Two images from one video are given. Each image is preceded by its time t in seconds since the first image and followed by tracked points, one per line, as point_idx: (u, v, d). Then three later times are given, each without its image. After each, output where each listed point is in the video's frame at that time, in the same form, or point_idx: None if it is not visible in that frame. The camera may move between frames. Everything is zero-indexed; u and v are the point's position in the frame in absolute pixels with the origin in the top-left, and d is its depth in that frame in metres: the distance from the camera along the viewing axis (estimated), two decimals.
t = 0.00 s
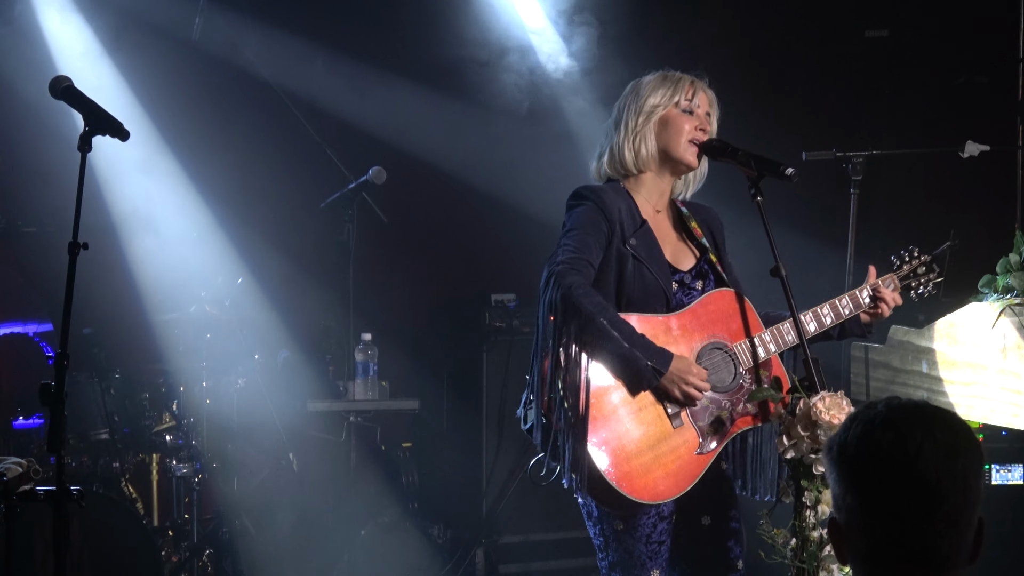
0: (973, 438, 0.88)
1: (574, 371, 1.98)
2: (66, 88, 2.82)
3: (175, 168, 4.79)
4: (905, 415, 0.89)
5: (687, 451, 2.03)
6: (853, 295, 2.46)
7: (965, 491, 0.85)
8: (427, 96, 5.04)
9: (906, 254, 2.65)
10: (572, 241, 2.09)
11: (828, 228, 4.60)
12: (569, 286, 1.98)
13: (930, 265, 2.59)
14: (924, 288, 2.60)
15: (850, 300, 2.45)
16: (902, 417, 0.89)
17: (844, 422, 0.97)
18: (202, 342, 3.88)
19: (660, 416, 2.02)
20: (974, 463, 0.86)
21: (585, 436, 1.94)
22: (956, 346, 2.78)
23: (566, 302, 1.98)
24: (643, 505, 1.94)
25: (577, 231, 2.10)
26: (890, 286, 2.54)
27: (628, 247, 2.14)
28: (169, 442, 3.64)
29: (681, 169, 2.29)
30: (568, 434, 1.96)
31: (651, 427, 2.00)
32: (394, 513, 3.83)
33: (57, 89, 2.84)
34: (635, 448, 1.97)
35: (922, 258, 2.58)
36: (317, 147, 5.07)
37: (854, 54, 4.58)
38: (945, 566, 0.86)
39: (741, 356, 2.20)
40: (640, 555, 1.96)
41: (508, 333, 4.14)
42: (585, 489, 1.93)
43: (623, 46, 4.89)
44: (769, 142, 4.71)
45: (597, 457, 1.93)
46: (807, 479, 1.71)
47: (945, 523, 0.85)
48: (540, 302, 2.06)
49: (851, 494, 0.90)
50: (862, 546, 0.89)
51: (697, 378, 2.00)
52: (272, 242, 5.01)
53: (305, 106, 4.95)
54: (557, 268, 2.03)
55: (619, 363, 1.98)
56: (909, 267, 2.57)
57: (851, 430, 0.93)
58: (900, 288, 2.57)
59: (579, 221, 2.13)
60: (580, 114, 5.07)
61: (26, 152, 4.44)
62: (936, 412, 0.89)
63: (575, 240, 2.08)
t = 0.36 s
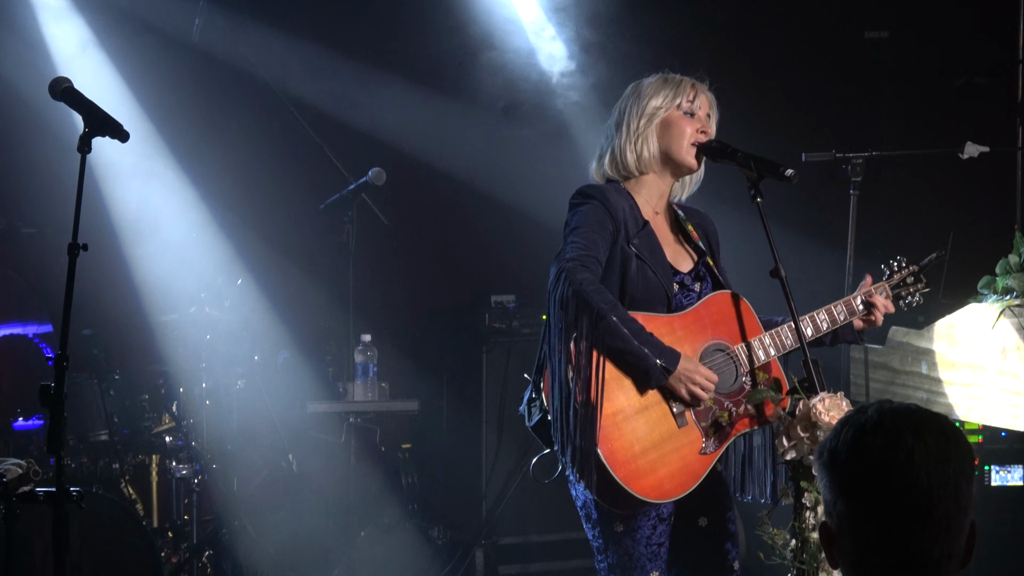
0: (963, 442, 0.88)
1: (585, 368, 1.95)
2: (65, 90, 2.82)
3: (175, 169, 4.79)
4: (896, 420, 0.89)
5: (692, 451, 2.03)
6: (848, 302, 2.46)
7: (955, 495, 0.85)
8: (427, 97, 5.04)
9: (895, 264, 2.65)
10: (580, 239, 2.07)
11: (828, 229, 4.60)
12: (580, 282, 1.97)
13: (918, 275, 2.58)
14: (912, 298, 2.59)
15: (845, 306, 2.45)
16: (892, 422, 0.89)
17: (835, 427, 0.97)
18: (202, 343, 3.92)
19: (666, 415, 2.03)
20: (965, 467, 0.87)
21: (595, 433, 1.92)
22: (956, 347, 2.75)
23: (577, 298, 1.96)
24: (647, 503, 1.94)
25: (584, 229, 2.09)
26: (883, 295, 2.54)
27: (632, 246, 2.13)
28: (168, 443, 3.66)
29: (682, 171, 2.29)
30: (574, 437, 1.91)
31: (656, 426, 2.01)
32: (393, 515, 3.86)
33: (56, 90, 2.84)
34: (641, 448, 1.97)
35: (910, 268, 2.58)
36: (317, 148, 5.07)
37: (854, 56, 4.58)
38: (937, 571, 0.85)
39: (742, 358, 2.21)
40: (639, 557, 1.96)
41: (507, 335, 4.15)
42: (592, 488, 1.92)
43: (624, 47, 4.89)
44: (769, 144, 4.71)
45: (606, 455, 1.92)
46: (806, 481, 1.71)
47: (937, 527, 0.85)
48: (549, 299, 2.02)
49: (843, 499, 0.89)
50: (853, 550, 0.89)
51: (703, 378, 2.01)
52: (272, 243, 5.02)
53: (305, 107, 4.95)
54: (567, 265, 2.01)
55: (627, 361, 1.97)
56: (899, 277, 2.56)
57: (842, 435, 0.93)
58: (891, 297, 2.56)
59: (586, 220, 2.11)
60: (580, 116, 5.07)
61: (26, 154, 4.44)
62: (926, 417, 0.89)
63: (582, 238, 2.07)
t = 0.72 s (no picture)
0: (964, 443, 0.88)
1: (583, 368, 1.95)
2: (65, 91, 2.81)
3: (175, 171, 4.79)
4: (897, 420, 0.89)
5: (691, 453, 2.03)
6: (848, 302, 2.45)
7: (956, 496, 0.85)
8: (426, 98, 5.04)
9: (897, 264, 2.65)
10: (579, 240, 2.07)
11: (828, 230, 4.60)
12: (578, 282, 1.97)
13: (920, 276, 2.58)
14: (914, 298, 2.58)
15: (845, 307, 2.45)
16: (893, 422, 0.89)
17: (836, 428, 0.97)
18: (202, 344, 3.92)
19: (664, 416, 2.03)
20: (966, 467, 0.87)
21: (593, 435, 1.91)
22: (955, 348, 2.75)
23: (575, 299, 1.97)
24: (645, 505, 1.94)
25: (583, 230, 2.09)
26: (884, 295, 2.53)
27: (632, 247, 2.13)
28: (168, 444, 3.66)
29: (684, 173, 2.28)
30: (576, 437, 1.91)
31: (655, 427, 2.01)
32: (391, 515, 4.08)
33: (55, 91, 2.83)
34: (640, 449, 1.97)
35: (912, 269, 2.57)
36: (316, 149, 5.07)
37: (855, 56, 4.58)
38: (937, 571, 0.86)
39: (740, 359, 2.21)
40: (639, 558, 1.96)
41: (507, 336, 4.14)
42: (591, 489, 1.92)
43: (624, 48, 4.89)
44: (769, 144, 4.70)
45: (603, 457, 1.92)
46: (806, 482, 1.71)
47: (938, 528, 0.85)
48: (547, 301, 2.02)
49: (844, 500, 0.89)
50: (854, 551, 0.89)
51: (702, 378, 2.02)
52: (271, 243, 5.01)
53: (305, 108, 4.95)
54: (566, 266, 2.02)
55: (625, 361, 1.98)
56: (900, 277, 2.56)
57: (843, 436, 0.93)
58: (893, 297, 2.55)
59: (586, 221, 2.11)
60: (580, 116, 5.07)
61: (26, 155, 4.44)
62: (928, 417, 0.89)
63: (582, 239, 2.07)
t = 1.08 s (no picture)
0: (968, 445, 0.88)
1: (576, 371, 1.95)
2: (65, 92, 2.81)
3: (175, 172, 4.79)
4: (900, 422, 0.89)
5: (688, 454, 2.03)
6: (850, 303, 2.46)
7: (960, 497, 0.85)
8: (426, 99, 5.04)
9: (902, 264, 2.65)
10: (576, 241, 2.07)
11: (827, 231, 4.60)
12: (573, 284, 1.97)
13: (925, 276, 2.58)
14: (919, 299, 2.58)
15: (847, 308, 2.46)
16: (897, 424, 0.89)
17: (839, 430, 0.97)
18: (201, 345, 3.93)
19: (660, 417, 2.03)
20: (969, 469, 0.87)
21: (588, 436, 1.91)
22: (955, 349, 2.74)
23: (570, 301, 1.97)
24: (641, 508, 1.94)
25: (580, 232, 2.09)
26: (886, 296, 2.54)
27: (630, 249, 2.13)
28: (168, 444, 3.65)
29: (684, 174, 2.29)
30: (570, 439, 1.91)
31: (650, 429, 2.01)
32: (392, 516, 3.93)
33: (55, 91, 2.83)
34: (636, 451, 1.97)
35: (917, 269, 2.57)
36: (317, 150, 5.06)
37: (854, 57, 4.58)
38: (940, 573, 0.86)
39: (739, 360, 2.21)
40: (638, 559, 1.96)
41: (506, 337, 4.15)
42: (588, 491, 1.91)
43: (624, 49, 4.89)
44: (769, 145, 4.70)
45: (599, 459, 1.91)
46: (806, 483, 1.71)
47: (941, 529, 0.85)
48: (543, 302, 2.03)
49: (847, 501, 0.89)
50: (858, 553, 0.89)
51: (698, 379, 2.01)
52: (271, 244, 5.01)
53: (304, 109, 4.95)
54: (561, 268, 2.01)
55: (620, 364, 1.98)
56: (905, 277, 2.56)
57: (847, 437, 0.93)
58: (896, 297, 2.56)
59: (582, 222, 2.12)
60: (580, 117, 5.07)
61: (26, 155, 4.45)
62: (931, 419, 0.89)
63: (579, 241, 2.07)
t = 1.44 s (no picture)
0: (966, 444, 0.88)
1: (574, 371, 1.94)
2: (65, 92, 2.81)
3: (176, 173, 4.81)
4: (898, 421, 0.90)
5: (687, 454, 2.03)
6: (850, 304, 2.46)
7: (957, 495, 0.85)
8: (426, 100, 5.04)
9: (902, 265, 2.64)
10: (575, 241, 2.07)
11: (827, 232, 4.60)
12: (572, 284, 1.97)
13: (925, 277, 2.57)
14: (919, 300, 2.58)
15: (847, 308, 2.46)
16: (895, 422, 0.89)
17: (837, 428, 0.97)
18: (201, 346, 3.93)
19: (658, 417, 2.03)
20: (966, 468, 0.87)
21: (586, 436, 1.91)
22: (955, 349, 2.74)
23: (569, 301, 1.97)
24: (640, 508, 1.94)
25: (578, 232, 2.08)
26: (886, 296, 2.54)
27: (629, 249, 2.13)
28: (168, 445, 3.72)
29: (685, 176, 2.29)
30: (567, 439, 1.91)
31: (649, 430, 2.01)
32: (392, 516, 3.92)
33: (54, 92, 2.83)
34: (634, 451, 1.97)
35: (917, 270, 2.57)
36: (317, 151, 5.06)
37: (855, 58, 4.58)
38: (938, 572, 0.86)
39: (738, 361, 2.21)
40: (637, 559, 1.96)
41: (506, 337, 4.14)
42: (586, 491, 1.92)
43: (624, 50, 4.89)
44: (770, 146, 4.71)
45: (597, 458, 1.91)
46: (806, 483, 1.71)
47: (938, 527, 0.85)
48: (542, 302, 2.03)
49: (846, 499, 0.89)
50: (855, 551, 0.89)
51: (696, 380, 2.01)
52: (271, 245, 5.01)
53: (305, 109, 4.95)
54: (560, 268, 2.01)
55: (619, 364, 1.98)
56: (905, 278, 2.56)
57: (845, 436, 0.93)
58: (896, 298, 2.56)
59: (581, 222, 2.11)
60: (580, 118, 5.07)
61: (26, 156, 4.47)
62: (929, 418, 0.89)
63: (578, 241, 2.06)
